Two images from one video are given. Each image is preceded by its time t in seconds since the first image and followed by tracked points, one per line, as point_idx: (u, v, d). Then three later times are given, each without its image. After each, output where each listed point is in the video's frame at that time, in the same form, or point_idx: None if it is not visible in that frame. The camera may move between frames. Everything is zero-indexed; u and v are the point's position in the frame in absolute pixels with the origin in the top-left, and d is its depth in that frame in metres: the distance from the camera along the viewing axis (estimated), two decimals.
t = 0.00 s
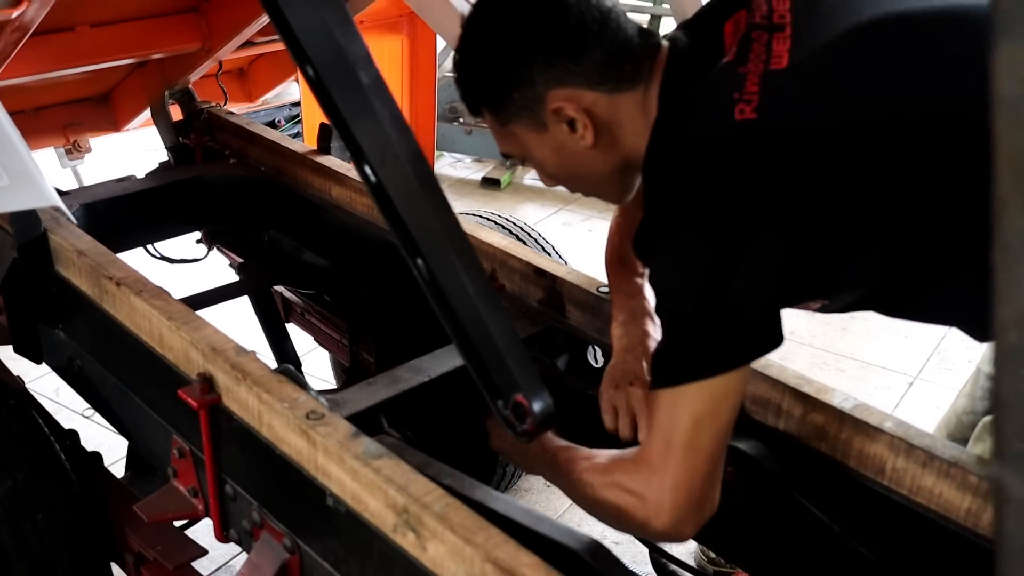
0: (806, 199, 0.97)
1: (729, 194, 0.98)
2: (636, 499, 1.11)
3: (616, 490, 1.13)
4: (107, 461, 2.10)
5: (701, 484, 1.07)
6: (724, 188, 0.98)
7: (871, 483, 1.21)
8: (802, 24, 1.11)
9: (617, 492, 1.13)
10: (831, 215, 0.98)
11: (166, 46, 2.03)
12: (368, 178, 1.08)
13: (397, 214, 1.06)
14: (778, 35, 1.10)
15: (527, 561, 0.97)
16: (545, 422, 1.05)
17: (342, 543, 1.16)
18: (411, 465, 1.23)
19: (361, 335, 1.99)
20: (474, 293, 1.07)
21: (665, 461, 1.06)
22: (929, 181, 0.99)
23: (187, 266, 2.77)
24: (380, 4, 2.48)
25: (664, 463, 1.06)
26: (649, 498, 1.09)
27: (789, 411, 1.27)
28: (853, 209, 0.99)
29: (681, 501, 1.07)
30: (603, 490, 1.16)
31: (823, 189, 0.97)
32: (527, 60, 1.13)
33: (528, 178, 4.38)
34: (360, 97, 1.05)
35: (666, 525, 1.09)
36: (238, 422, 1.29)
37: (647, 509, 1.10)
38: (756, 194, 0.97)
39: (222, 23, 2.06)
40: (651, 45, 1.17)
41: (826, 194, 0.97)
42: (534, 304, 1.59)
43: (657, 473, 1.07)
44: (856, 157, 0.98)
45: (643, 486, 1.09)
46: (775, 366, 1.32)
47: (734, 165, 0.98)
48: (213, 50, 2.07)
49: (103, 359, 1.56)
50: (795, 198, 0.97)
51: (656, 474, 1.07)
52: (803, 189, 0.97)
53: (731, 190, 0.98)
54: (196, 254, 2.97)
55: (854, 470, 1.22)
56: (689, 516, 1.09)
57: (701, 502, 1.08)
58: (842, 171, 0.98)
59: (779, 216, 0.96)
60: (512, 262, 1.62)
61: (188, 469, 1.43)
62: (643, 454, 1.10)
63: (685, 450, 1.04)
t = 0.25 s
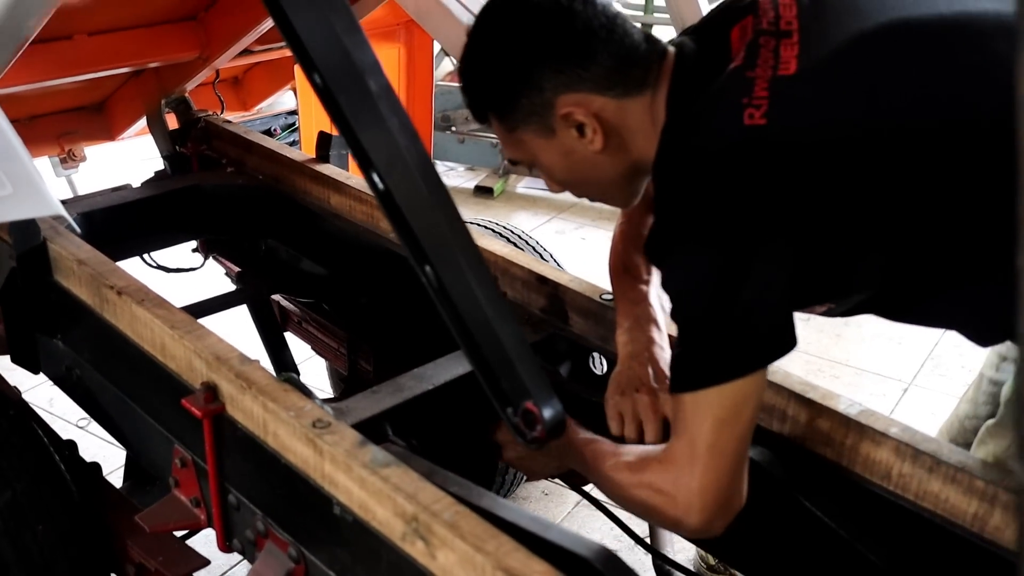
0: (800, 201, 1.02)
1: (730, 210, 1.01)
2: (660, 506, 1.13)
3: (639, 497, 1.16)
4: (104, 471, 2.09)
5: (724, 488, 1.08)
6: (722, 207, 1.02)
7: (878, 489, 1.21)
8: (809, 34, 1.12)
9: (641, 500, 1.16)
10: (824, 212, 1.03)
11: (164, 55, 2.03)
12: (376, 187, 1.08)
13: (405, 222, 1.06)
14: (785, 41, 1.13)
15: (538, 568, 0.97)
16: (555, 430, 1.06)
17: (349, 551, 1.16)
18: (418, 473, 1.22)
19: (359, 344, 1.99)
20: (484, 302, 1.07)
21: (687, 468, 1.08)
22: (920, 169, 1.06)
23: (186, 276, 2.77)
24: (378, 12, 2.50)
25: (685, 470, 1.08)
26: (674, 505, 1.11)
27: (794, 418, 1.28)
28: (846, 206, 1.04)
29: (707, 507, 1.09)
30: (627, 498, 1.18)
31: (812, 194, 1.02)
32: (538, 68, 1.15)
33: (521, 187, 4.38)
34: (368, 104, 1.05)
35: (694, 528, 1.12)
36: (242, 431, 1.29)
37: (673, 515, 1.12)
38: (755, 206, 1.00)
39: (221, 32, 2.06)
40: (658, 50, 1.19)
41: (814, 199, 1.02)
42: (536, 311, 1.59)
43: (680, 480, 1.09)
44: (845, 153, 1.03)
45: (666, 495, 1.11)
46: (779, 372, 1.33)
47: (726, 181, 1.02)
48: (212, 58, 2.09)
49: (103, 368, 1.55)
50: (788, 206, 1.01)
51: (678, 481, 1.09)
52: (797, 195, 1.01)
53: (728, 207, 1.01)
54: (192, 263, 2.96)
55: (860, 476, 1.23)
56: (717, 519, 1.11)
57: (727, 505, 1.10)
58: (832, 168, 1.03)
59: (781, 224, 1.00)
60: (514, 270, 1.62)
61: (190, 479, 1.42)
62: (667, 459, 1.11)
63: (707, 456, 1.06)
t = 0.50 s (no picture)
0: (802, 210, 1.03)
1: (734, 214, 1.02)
2: (677, 512, 1.15)
3: (656, 502, 1.17)
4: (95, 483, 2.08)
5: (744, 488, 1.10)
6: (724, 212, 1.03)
7: (873, 493, 1.22)
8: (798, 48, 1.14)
9: (656, 504, 1.18)
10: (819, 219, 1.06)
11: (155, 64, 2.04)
12: (371, 197, 1.08)
13: (400, 231, 1.06)
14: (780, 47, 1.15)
15: None
16: (553, 438, 1.07)
17: (346, 562, 1.16)
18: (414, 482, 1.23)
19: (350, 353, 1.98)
20: (481, 312, 1.07)
21: (704, 477, 1.10)
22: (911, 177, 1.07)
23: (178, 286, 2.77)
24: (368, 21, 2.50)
25: (702, 478, 1.10)
26: (692, 510, 1.13)
27: (788, 423, 1.29)
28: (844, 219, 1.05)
29: (724, 514, 1.11)
30: (644, 503, 1.20)
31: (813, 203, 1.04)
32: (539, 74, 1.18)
33: (508, 194, 4.39)
34: (362, 114, 1.05)
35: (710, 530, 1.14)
36: (237, 442, 1.29)
37: (690, 519, 1.14)
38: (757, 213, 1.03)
39: (210, 42, 2.06)
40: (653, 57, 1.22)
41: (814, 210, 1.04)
42: (529, 319, 1.59)
43: (696, 487, 1.11)
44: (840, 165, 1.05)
45: (683, 500, 1.14)
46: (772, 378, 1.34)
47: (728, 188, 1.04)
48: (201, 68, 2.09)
49: (95, 380, 1.55)
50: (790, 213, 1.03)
51: (694, 488, 1.12)
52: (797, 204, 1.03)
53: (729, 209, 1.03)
54: (182, 273, 2.95)
55: (854, 481, 1.24)
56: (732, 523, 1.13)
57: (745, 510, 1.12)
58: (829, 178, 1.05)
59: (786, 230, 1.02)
60: (507, 278, 1.62)
61: (183, 490, 1.42)
62: (681, 465, 1.13)
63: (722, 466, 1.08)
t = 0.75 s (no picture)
0: (779, 210, 1.04)
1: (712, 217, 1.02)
2: (665, 514, 1.13)
3: (642, 504, 1.15)
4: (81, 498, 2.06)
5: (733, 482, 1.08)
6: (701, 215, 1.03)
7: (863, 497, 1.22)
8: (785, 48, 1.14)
9: (644, 509, 1.15)
10: (802, 221, 1.06)
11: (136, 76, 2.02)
12: (357, 206, 1.08)
13: (387, 241, 1.06)
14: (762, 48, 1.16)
15: None
16: (541, 446, 1.08)
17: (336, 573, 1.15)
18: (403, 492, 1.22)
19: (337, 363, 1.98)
20: (470, 321, 1.07)
21: (691, 474, 1.08)
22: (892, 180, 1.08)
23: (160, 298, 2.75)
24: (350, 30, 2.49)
25: (688, 475, 1.08)
26: (680, 510, 1.11)
27: (776, 428, 1.29)
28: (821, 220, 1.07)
29: (712, 511, 1.09)
30: (630, 508, 1.17)
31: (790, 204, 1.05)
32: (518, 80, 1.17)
33: (492, 202, 4.39)
34: (347, 123, 1.05)
35: (701, 532, 1.11)
36: (224, 454, 1.28)
37: (680, 519, 1.12)
38: (739, 214, 1.02)
39: (192, 53, 2.05)
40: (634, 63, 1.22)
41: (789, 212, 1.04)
42: (516, 327, 1.59)
43: (684, 485, 1.09)
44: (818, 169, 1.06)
45: (670, 500, 1.11)
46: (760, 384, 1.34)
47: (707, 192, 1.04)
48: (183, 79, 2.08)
49: (79, 393, 1.53)
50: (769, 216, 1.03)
51: (681, 488, 1.09)
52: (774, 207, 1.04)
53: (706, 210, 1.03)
54: (165, 285, 2.94)
55: (843, 485, 1.24)
56: (723, 521, 1.10)
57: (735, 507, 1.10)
58: (807, 182, 1.05)
59: (770, 230, 1.02)
60: (493, 286, 1.62)
61: (170, 503, 1.41)
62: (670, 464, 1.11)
63: (710, 461, 1.06)
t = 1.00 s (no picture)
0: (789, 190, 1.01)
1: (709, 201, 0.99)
2: (747, 528, 1.02)
3: (717, 524, 1.04)
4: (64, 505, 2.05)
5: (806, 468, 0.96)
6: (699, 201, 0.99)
7: (851, 498, 1.22)
8: (777, 36, 1.13)
9: (723, 532, 1.04)
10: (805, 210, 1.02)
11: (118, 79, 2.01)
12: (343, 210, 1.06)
13: (371, 242, 1.04)
14: (755, 32, 1.14)
15: None
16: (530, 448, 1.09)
17: None
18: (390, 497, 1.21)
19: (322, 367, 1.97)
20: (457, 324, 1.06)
21: (760, 471, 0.97)
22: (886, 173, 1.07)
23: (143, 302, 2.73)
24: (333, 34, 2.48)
25: (758, 473, 0.97)
26: (762, 515, 0.99)
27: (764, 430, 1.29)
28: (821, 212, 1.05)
29: (795, 504, 0.97)
30: (706, 536, 1.07)
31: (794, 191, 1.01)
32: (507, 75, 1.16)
33: (477, 205, 4.39)
34: (332, 125, 1.04)
35: (789, 533, 1.00)
36: (209, 460, 1.27)
37: (765, 527, 1.00)
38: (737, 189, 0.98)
39: (175, 56, 2.04)
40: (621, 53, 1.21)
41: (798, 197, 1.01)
42: (503, 329, 1.58)
43: (756, 487, 0.98)
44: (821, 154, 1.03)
45: (748, 509, 1.00)
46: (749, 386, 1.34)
47: (704, 177, 1.00)
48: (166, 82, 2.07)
49: (62, 399, 1.52)
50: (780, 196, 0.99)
51: (755, 489, 0.98)
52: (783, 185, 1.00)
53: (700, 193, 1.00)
54: (149, 289, 2.92)
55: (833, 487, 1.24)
56: (809, 516, 0.99)
57: (817, 495, 0.99)
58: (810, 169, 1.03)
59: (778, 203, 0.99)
60: (480, 289, 1.61)
61: (155, 510, 1.39)
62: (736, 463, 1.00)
63: (776, 448, 0.95)
